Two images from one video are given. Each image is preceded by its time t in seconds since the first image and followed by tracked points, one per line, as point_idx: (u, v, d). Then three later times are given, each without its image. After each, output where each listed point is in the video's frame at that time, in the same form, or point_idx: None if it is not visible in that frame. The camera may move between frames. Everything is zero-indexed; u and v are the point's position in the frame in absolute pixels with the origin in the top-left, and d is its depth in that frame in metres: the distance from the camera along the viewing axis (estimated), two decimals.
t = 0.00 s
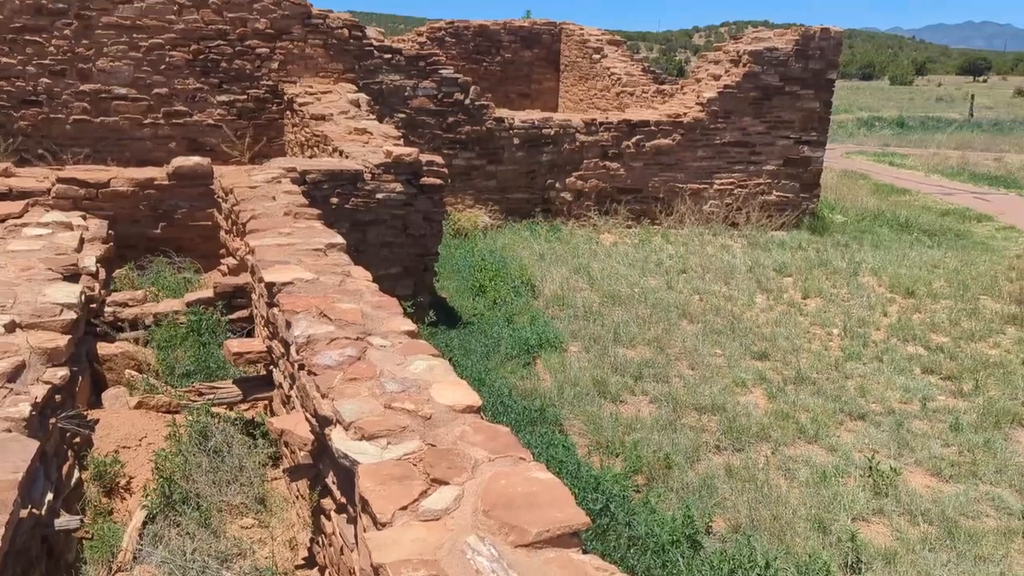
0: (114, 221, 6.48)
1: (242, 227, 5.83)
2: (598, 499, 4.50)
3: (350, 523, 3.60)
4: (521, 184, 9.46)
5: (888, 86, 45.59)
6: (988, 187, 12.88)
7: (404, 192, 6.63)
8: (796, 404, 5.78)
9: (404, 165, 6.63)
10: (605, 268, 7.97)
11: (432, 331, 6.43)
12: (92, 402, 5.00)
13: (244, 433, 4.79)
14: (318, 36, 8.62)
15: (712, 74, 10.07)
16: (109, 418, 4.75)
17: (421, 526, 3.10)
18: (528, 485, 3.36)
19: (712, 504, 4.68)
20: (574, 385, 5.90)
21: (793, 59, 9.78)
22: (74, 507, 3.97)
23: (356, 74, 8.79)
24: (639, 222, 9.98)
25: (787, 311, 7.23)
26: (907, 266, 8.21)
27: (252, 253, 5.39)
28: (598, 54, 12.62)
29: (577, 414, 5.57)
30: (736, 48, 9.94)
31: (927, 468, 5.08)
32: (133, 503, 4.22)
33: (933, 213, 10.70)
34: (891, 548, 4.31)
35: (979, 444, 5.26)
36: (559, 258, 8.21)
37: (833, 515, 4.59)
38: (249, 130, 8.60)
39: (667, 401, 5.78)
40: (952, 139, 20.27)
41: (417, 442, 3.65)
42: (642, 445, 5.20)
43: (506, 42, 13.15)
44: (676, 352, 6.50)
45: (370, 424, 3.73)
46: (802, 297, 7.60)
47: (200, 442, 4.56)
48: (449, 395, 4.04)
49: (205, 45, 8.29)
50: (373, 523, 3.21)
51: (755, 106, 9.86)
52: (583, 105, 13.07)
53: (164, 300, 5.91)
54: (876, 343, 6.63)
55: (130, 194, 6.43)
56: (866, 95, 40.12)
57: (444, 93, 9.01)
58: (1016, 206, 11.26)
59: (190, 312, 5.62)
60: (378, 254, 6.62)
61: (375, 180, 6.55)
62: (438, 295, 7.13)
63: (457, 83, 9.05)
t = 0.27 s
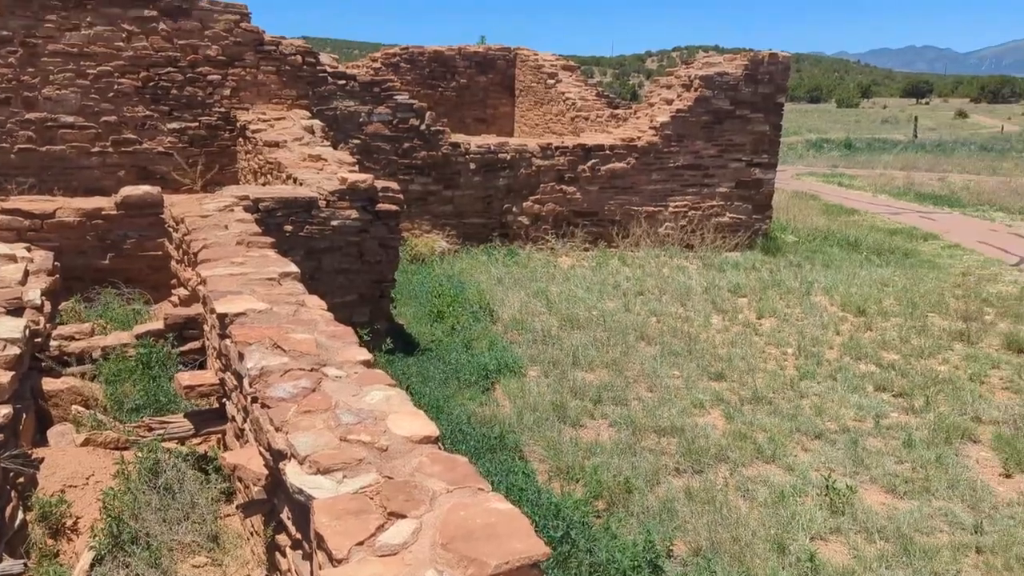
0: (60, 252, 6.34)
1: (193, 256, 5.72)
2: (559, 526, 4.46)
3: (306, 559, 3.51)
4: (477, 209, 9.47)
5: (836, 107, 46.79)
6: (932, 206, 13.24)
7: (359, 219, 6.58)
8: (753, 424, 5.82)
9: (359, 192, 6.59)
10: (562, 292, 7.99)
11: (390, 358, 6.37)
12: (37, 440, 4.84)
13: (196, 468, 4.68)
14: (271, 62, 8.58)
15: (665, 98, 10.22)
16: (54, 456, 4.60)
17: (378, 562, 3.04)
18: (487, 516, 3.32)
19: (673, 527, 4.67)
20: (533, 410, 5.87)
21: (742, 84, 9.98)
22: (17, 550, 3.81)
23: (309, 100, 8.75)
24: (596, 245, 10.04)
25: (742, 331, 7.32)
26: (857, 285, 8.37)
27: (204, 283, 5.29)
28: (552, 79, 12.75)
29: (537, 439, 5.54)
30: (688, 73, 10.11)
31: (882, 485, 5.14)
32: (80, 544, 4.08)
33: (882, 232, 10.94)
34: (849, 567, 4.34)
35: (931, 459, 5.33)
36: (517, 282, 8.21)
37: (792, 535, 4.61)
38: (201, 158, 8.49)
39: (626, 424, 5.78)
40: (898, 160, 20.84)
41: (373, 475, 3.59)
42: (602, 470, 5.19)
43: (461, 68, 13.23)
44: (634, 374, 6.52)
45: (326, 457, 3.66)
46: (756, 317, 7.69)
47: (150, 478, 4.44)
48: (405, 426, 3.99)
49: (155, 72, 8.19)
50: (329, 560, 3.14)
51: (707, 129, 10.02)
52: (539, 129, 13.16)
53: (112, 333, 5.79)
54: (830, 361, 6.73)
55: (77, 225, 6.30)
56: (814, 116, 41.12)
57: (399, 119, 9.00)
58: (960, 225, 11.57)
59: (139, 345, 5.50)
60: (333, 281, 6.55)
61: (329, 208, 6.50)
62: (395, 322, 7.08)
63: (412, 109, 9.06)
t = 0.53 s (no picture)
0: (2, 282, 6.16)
1: (142, 285, 5.59)
2: (519, 553, 4.41)
3: None
4: (434, 232, 9.44)
5: (785, 128, 47.86)
6: (880, 224, 13.56)
7: (314, 244, 6.51)
8: (711, 443, 5.85)
9: (314, 217, 6.52)
10: (521, 314, 7.98)
11: (346, 386, 6.28)
12: None
13: (145, 504, 4.54)
14: (222, 87, 8.49)
15: (618, 121, 10.33)
16: None
17: None
18: (445, 547, 3.26)
19: (634, 549, 4.65)
20: (492, 434, 5.83)
21: (694, 106, 10.13)
22: None
23: (262, 124, 8.67)
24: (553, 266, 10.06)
25: (699, 350, 7.38)
26: (810, 302, 8.50)
27: (152, 313, 5.17)
28: (507, 102, 12.82)
29: (496, 464, 5.50)
30: (640, 95, 10.25)
31: (837, 502, 5.16)
32: None
33: (833, 250, 11.15)
34: None
35: (885, 475, 5.38)
36: (474, 305, 8.19)
37: (752, 553, 4.61)
38: (151, 184, 8.34)
39: (585, 446, 5.76)
40: (845, 179, 21.35)
41: (329, 507, 3.51)
42: (563, 494, 5.16)
43: (416, 91, 13.24)
44: (594, 396, 6.51)
45: (279, 491, 3.58)
46: (712, 336, 7.77)
47: (97, 515, 4.28)
48: (361, 456, 3.92)
49: (102, 97, 8.03)
50: None
51: (660, 151, 10.14)
52: (495, 151, 13.20)
53: (57, 365, 5.66)
54: (785, 379, 6.80)
55: (19, 255, 6.15)
56: (764, 137, 42.01)
57: (354, 143, 8.96)
58: (906, 242, 11.86)
59: (85, 377, 5.37)
60: (287, 308, 6.45)
61: (283, 233, 6.41)
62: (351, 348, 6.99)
63: (366, 132, 9.02)
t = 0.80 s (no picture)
0: None
1: (87, 311, 5.45)
2: None
3: None
4: (389, 252, 9.39)
5: (737, 146, 48.75)
6: (830, 240, 13.83)
7: (266, 267, 6.42)
8: (668, 461, 5.86)
9: (266, 239, 6.43)
10: (478, 335, 7.96)
11: (299, 411, 6.19)
12: None
13: (90, 537, 4.38)
14: (172, 108, 8.37)
15: (573, 140, 10.42)
16: None
17: None
18: None
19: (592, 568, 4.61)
20: (450, 457, 5.78)
21: (648, 126, 10.25)
22: None
23: (213, 146, 8.56)
24: (511, 286, 10.06)
25: (655, 368, 7.42)
26: (763, 319, 8.62)
27: (98, 340, 5.03)
28: (463, 122, 12.85)
29: (454, 487, 5.44)
30: (595, 115, 10.35)
31: (792, 516, 5.18)
32: None
33: (785, 267, 11.34)
34: None
35: (839, 488, 5.42)
36: (431, 326, 8.14)
37: (710, 570, 4.59)
38: (97, 207, 8.15)
39: (544, 467, 5.73)
40: (796, 197, 21.79)
41: (280, 538, 3.43)
42: (521, 516, 5.11)
43: (370, 111, 13.21)
44: (552, 416, 6.49)
45: (229, 522, 3.49)
46: (668, 353, 7.82)
47: (39, 551, 4.13)
48: (313, 484, 3.85)
49: (47, 119, 7.84)
50: None
51: (615, 170, 10.23)
52: (451, 171, 13.20)
53: None
54: (740, 395, 6.87)
55: None
56: (717, 156, 42.74)
57: (307, 164, 8.88)
58: (855, 258, 12.11)
59: (27, 408, 5.22)
60: (239, 333, 6.34)
61: (234, 256, 6.31)
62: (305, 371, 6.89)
63: (320, 153, 8.95)
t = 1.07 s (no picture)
0: None
1: (32, 333, 5.30)
2: None
3: None
4: (346, 270, 9.31)
5: (692, 162, 49.47)
6: (783, 255, 14.08)
7: (219, 286, 6.31)
8: (627, 477, 5.86)
9: (218, 258, 6.33)
10: (436, 352, 7.92)
11: (253, 432, 6.08)
12: None
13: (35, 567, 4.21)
14: (122, 125, 8.24)
15: (530, 157, 10.47)
16: None
17: None
18: None
19: None
20: (408, 477, 5.72)
21: (604, 143, 10.34)
22: None
23: (165, 163, 8.42)
24: (469, 303, 10.04)
25: (613, 383, 7.45)
26: (719, 333, 8.71)
27: (43, 363, 4.89)
28: (420, 139, 12.84)
29: (412, 507, 5.38)
30: (552, 133, 10.42)
31: (749, 530, 5.20)
32: None
33: (740, 282, 11.50)
34: None
35: (794, 501, 5.47)
36: (388, 345, 8.09)
37: None
38: (43, 227, 7.90)
39: (502, 485, 5.69)
40: (749, 212, 22.15)
41: (232, 564, 3.34)
42: (480, 535, 5.06)
43: (326, 128, 13.14)
44: (510, 433, 6.46)
45: (178, 549, 3.39)
46: (626, 369, 7.86)
47: None
48: (267, 508, 3.78)
49: None
50: None
51: (572, 187, 10.30)
52: (408, 188, 13.16)
53: None
54: (697, 410, 6.92)
55: None
56: (673, 172, 43.32)
57: (262, 181, 8.78)
58: (808, 272, 12.34)
59: None
60: (191, 353, 6.22)
61: (186, 276, 6.20)
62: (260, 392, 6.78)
63: (274, 170, 8.86)
